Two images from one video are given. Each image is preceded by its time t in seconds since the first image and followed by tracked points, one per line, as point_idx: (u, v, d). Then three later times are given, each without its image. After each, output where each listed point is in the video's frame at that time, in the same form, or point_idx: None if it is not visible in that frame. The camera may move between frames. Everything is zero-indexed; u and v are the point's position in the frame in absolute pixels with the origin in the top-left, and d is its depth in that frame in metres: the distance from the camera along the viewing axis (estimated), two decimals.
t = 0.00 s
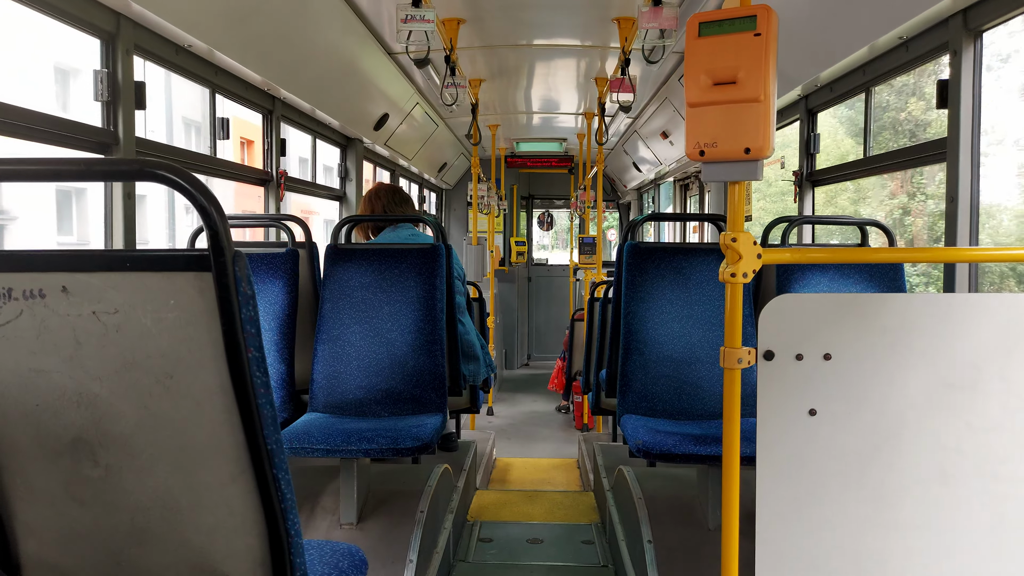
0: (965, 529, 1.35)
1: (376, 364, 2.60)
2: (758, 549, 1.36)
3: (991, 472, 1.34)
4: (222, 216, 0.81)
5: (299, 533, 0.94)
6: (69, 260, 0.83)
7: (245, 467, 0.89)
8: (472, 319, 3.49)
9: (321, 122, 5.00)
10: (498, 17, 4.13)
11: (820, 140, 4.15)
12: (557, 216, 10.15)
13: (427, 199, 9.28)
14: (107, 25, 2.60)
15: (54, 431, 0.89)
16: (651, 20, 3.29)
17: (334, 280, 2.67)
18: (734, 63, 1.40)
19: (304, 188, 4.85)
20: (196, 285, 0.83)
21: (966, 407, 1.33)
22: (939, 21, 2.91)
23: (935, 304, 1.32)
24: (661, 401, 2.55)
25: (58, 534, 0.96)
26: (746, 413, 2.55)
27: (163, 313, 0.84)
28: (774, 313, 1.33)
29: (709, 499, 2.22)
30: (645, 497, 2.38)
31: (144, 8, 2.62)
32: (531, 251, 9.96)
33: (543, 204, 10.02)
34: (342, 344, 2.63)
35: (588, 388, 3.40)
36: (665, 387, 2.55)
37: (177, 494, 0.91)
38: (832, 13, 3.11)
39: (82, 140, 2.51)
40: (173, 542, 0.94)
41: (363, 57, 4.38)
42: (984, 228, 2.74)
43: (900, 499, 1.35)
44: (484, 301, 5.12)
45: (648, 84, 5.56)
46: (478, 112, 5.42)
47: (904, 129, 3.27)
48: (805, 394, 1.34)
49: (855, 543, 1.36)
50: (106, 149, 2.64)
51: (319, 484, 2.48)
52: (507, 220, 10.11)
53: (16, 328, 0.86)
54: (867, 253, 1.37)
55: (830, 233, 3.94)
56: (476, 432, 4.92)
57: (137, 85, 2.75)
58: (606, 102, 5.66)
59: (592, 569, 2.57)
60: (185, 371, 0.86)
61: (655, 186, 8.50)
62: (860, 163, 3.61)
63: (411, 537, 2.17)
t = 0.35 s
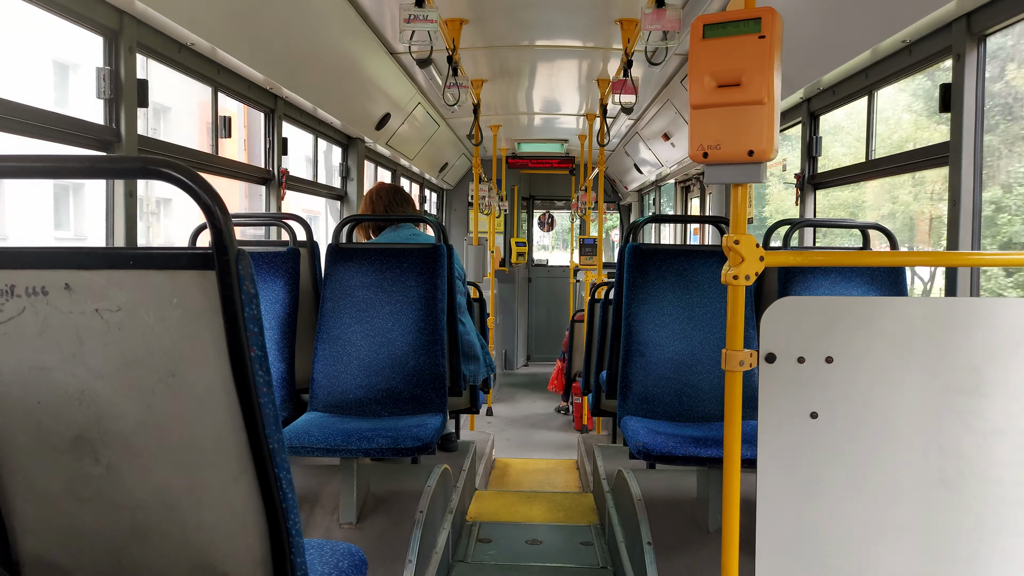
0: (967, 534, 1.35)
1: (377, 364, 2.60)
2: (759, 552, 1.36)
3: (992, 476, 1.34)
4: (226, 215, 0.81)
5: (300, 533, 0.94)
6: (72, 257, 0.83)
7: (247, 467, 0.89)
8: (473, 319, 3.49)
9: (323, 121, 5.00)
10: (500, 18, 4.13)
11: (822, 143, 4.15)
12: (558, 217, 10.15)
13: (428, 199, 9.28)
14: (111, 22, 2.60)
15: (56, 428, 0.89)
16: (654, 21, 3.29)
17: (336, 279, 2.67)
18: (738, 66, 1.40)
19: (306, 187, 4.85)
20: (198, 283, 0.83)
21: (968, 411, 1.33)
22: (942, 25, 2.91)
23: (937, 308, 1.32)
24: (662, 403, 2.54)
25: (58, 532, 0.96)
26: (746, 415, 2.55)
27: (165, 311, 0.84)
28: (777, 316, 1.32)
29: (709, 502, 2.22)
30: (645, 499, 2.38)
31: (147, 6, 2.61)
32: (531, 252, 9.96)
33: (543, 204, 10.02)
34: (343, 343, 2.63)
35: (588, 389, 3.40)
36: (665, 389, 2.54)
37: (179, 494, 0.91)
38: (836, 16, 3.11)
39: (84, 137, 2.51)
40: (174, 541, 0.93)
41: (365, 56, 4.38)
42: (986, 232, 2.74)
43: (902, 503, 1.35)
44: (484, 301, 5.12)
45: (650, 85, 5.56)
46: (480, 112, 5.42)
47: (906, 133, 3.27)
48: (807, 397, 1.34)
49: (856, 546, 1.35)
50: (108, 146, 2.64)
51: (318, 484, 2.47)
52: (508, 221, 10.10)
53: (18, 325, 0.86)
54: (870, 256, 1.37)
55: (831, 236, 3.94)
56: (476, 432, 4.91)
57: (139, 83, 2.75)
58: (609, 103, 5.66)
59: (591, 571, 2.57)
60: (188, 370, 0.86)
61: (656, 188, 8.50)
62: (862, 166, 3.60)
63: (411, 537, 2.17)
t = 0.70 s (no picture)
0: (965, 528, 1.35)
1: (376, 362, 2.60)
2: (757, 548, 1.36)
3: (990, 472, 1.34)
4: (223, 212, 0.81)
5: (298, 530, 0.94)
6: (69, 255, 0.83)
7: (245, 463, 0.89)
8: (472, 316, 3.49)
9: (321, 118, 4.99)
10: (499, 15, 4.12)
11: (821, 139, 4.15)
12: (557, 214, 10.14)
13: (426, 197, 9.27)
14: (107, 20, 2.59)
15: (53, 426, 0.89)
16: (652, 17, 3.28)
17: (334, 276, 2.67)
18: (736, 62, 1.40)
19: (304, 185, 4.84)
20: (196, 280, 0.83)
21: (966, 407, 1.33)
22: (941, 21, 2.90)
23: (935, 304, 1.32)
24: (660, 400, 2.54)
25: (57, 530, 0.96)
26: (744, 411, 2.56)
27: (163, 308, 0.84)
28: (774, 312, 1.33)
29: (708, 499, 2.22)
30: (644, 496, 2.38)
31: (144, 3, 2.61)
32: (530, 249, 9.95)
33: (542, 202, 10.02)
34: (342, 341, 2.63)
35: (587, 386, 3.40)
36: (664, 385, 2.54)
37: (178, 491, 0.91)
38: (834, 12, 3.10)
39: (82, 135, 2.51)
40: (173, 538, 0.94)
41: (363, 53, 4.37)
42: (983, 228, 2.74)
43: (899, 498, 1.35)
44: (483, 298, 5.12)
45: (649, 82, 5.55)
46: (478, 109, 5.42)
47: (905, 129, 3.26)
48: (805, 393, 1.34)
49: (853, 542, 1.36)
50: (106, 144, 2.64)
51: (317, 482, 2.47)
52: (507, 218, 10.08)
53: (15, 323, 0.86)
54: (868, 252, 1.37)
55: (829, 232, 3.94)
56: (475, 429, 4.91)
57: (137, 81, 2.75)
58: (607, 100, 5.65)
59: (590, 568, 2.57)
60: (186, 367, 0.86)
61: (655, 185, 8.49)
62: (860, 162, 3.60)
63: (410, 534, 2.17)
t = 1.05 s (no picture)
0: (967, 529, 1.35)
1: (377, 362, 2.60)
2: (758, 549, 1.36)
3: (991, 472, 1.34)
4: (225, 213, 0.81)
5: (299, 531, 0.94)
6: (70, 255, 0.83)
7: (246, 464, 0.89)
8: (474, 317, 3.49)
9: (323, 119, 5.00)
10: (500, 15, 4.12)
11: (823, 140, 4.14)
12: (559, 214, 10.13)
13: (428, 197, 9.28)
14: (110, 20, 2.59)
15: (55, 425, 0.89)
16: (653, 18, 3.28)
17: (336, 277, 2.67)
18: (737, 63, 1.39)
19: (307, 185, 4.84)
20: (197, 281, 0.83)
21: (967, 408, 1.33)
22: (943, 21, 2.90)
23: (936, 304, 1.32)
24: (662, 400, 2.54)
25: (59, 529, 0.96)
26: (746, 412, 2.55)
27: (165, 309, 0.84)
28: (776, 313, 1.32)
29: (709, 499, 2.22)
30: (645, 497, 2.39)
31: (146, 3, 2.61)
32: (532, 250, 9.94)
33: (545, 202, 10.02)
34: (343, 341, 2.63)
35: (588, 386, 3.40)
36: (665, 386, 2.54)
37: (179, 491, 0.91)
38: (836, 13, 3.10)
39: (85, 135, 2.51)
40: (174, 538, 0.94)
41: (365, 54, 4.38)
42: (985, 229, 2.74)
43: (901, 499, 1.35)
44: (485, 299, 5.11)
45: (650, 82, 5.55)
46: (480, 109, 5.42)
47: (908, 130, 3.26)
48: (807, 394, 1.34)
49: (855, 543, 1.36)
50: (108, 144, 2.64)
51: (318, 482, 2.47)
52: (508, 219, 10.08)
53: (16, 323, 0.86)
54: (869, 253, 1.37)
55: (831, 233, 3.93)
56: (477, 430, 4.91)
57: (139, 81, 2.75)
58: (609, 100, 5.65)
59: (591, 568, 2.57)
60: (187, 367, 0.86)
61: (657, 186, 8.49)
62: (862, 163, 3.60)
63: (411, 534, 2.17)
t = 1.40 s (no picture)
0: (968, 530, 1.35)
1: (377, 362, 2.60)
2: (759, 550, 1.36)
3: (992, 473, 1.34)
4: (227, 212, 0.81)
5: (301, 531, 0.94)
6: (72, 254, 0.83)
7: (248, 464, 0.89)
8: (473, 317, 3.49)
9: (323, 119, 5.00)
10: (501, 15, 4.12)
11: (823, 141, 4.14)
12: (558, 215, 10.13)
13: (428, 197, 9.27)
14: (110, 19, 2.59)
15: (57, 425, 0.89)
16: (654, 19, 3.28)
17: (336, 277, 2.67)
18: (738, 63, 1.40)
19: (306, 185, 4.84)
20: (200, 280, 0.83)
21: (968, 408, 1.33)
22: (943, 22, 2.90)
23: (937, 305, 1.32)
24: (662, 401, 2.54)
25: (60, 529, 0.96)
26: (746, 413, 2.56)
27: (167, 308, 0.84)
28: (777, 314, 1.32)
29: (709, 499, 2.23)
30: (645, 497, 2.39)
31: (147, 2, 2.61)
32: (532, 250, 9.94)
33: (544, 202, 10.01)
34: (344, 341, 2.63)
35: (588, 387, 3.40)
36: (665, 386, 2.54)
37: (181, 491, 0.91)
38: (836, 13, 3.10)
39: (85, 135, 2.51)
40: (175, 537, 0.94)
41: (365, 54, 4.38)
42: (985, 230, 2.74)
43: (902, 500, 1.35)
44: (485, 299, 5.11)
45: (651, 83, 5.55)
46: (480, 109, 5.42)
47: (908, 131, 3.26)
48: (808, 395, 1.34)
49: (856, 544, 1.36)
50: (108, 143, 2.64)
51: (318, 482, 2.47)
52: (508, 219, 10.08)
53: (18, 322, 0.86)
54: (870, 253, 1.37)
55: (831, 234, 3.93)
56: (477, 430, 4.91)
57: (139, 81, 2.75)
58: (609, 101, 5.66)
59: (591, 569, 2.57)
60: (189, 367, 0.86)
61: (657, 186, 8.50)
62: (863, 164, 3.61)
63: (411, 534, 2.18)
